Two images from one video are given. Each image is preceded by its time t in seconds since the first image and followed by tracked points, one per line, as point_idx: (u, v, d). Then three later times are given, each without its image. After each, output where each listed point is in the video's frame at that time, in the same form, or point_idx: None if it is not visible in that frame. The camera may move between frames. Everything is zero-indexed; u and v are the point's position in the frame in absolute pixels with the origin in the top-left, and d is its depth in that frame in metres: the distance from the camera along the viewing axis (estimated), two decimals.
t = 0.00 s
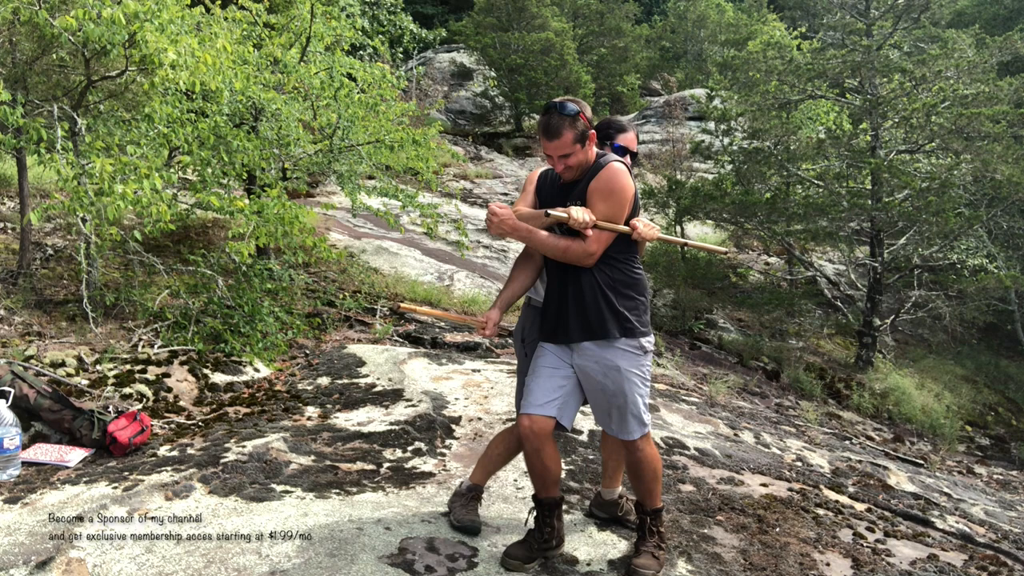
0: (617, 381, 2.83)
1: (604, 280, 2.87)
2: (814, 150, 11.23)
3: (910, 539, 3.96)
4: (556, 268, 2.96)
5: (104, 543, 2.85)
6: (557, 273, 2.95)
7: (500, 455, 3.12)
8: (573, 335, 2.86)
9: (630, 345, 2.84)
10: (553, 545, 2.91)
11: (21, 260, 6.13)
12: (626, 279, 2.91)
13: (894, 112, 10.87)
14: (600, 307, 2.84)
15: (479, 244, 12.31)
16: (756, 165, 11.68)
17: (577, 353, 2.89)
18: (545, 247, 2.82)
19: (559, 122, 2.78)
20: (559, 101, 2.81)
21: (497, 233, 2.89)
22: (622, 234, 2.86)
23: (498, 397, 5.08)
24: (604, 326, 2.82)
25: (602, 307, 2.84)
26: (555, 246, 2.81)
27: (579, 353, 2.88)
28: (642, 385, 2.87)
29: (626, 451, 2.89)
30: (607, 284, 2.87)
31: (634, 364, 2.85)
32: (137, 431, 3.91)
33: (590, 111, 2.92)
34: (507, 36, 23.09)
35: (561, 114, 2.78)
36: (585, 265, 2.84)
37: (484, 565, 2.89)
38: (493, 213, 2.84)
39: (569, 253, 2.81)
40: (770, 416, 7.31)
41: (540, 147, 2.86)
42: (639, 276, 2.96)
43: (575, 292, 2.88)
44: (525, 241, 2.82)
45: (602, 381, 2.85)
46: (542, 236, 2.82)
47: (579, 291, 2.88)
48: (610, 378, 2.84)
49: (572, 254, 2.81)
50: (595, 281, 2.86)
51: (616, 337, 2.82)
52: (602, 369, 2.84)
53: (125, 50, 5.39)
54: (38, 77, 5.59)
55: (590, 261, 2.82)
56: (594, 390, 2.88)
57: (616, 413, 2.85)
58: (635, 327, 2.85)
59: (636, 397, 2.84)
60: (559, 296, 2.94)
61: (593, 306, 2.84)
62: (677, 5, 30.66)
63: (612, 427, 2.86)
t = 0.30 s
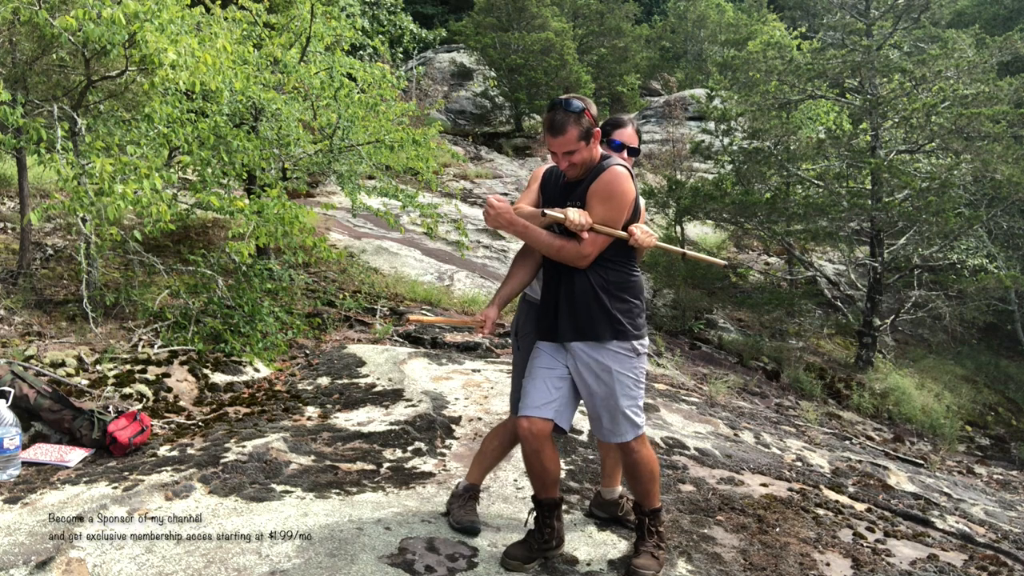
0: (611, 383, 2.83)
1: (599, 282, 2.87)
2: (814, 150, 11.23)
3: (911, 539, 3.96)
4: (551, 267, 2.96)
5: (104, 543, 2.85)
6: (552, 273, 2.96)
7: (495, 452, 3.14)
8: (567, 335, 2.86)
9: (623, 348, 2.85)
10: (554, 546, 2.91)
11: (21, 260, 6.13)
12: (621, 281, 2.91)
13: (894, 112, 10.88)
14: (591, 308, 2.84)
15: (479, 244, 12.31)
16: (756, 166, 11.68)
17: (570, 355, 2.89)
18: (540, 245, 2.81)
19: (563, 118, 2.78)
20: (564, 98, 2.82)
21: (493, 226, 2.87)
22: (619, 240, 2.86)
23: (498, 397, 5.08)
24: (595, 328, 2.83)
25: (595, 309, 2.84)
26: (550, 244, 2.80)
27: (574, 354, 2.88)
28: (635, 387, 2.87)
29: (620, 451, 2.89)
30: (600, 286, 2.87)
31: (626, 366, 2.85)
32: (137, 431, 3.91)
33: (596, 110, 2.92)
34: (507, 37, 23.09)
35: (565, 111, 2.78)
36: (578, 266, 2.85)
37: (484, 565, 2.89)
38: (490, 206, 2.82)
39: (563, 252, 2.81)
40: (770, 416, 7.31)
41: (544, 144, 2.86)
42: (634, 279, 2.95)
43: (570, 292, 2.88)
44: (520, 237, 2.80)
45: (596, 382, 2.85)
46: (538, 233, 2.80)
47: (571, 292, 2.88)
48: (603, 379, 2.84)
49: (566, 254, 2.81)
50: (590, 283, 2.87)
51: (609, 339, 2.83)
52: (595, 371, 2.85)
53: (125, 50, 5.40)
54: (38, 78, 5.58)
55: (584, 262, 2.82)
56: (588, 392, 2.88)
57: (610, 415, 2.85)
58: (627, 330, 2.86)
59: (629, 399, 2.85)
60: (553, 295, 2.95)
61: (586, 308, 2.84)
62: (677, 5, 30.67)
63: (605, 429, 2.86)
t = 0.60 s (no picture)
0: (614, 382, 2.83)
1: (602, 282, 2.87)
2: (814, 150, 11.24)
3: (910, 539, 3.96)
4: (555, 267, 2.97)
5: (104, 543, 2.85)
6: (556, 271, 2.96)
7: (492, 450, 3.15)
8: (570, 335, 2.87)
9: (627, 347, 2.85)
10: (554, 546, 2.91)
11: (21, 260, 6.13)
12: (625, 280, 2.91)
13: (894, 111, 10.88)
14: (595, 309, 2.84)
15: (479, 244, 12.31)
16: (756, 165, 11.68)
17: (573, 354, 2.89)
18: (545, 244, 2.81)
19: (570, 118, 2.78)
20: (571, 97, 2.81)
21: (498, 226, 2.86)
22: (625, 240, 2.86)
23: (498, 397, 5.08)
24: (598, 328, 2.83)
25: (599, 309, 2.84)
26: (555, 244, 2.80)
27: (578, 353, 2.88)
28: (638, 386, 2.87)
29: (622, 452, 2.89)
30: (605, 285, 2.87)
31: (629, 366, 2.86)
32: (137, 431, 3.91)
33: (602, 109, 2.92)
34: (507, 37, 23.08)
35: (572, 110, 2.78)
36: (583, 266, 2.85)
37: (484, 565, 2.89)
38: (496, 206, 2.81)
39: (568, 252, 2.81)
40: (770, 416, 7.31)
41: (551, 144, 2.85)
42: (638, 279, 2.95)
43: (574, 292, 2.88)
44: (525, 237, 2.79)
45: (598, 381, 2.86)
46: (544, 233, 2.79)
47: (575, 292, 2.88)
48: (606, 379, 2.84)
49: (571, 254, 2.81)
50: (594, 282, 2.86)
51: (612, 339, 2.83)
52: (598, 370, 2.85)
53: (125, 50, 5.40)
54: (38, 77, 5.58)
55: (589, 263, 2.82)
56: (591, 392, 2.88)
57: (613, 415, 2.85)
58: (631, 330, 2.85)
59: (631, 398, 2.85)
60: (557, 293, 2.95)
61: (590, 308, 2.85)
62: (677, 5, 30.68)
63: (607, 428, 2.86)
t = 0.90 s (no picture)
0: (617, 382, 2.83)
1: (606, 281, 2.87)
2: (814, 150, 11.24)
3: (911, 539, 3.96)
4: (560, 266, 2.97)
5: (104, 543, 2.85)
6: (560, 270, 2.96)
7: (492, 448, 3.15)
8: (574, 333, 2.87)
9: (630, 347, 2.85)
10: (555, 545, 2.91)
11: (21, 260, 6.12)
12: (629, 279, 2.91)
13: (894, 111, 10.87)
14: (599, 307, 2.84)
15: (479, 244, 12.31)
16: (756, 166, 11.67)
17: (577, 353, 2.89)
18: (550, 244, 2.81)
19: (575, 118, 2.78)
20: (576, 97, 2.81)
21: (502, 225, 2.86)
22: (629, 239, 2.86)
23: (498, 397, 5.08)
24: (602, 326, 2.83)
25: (603, 308, 2.84)
26: (560, 243, 2.80)
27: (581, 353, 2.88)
28: (640, 386, 2.87)
29: (624, 451, 2.89)
30: (609, 284, 2.87)
31: (632, 365, 2.86)
32: (138, 431, 3.91)
33: (606, 109, 2.92)
34: (507, 37, 23.08)
35: (577, 111, 2.78)
36: (588, 265, 2.85)
37: (484, 565, 2.89)
38: (499, 205, 2.80)
39: (572, 250, 2.81)
40: (770, 416, 7.31)
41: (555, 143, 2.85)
42: (642, 277, 2.95)
43: (579, 291, 2.88)
44: (530, 236, 2.80)
45: (601, 380, 2.85)
46: (548, 232, 2.80)
47: (579, 290, 2.88)
48: (609, 378, 2.84)
49: (575, 252, 2.81)
50: (599, 281, 2.86)
51: (616, 338, 2.83)
52: (601, 369, 2.85)
53: (125, 50, 5.40)
54: (38, 77, 5.57)
55: (593, 262, 2.83)
56: (594, 392, 2.88)
57: (616, 414, 2.85)
58: (634, 329, 2.86)
59: (634, 397, 2.85)
60: (560, 291, 2.95)
61: (594, 306, 2.85)
62: (678, 5, 30.68)
63: (610, 428, 2.86)
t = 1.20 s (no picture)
0: (619, 381, 2.84)
1: (609, 280, 2.87)
2: (814, 150, 11.24)
3: (911, 540, 3.96)
4: (563, 265, 2.97)
5: (104, 543, 2.85)
6: (563, 269, 2.96)
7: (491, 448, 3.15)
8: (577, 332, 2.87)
9: (633, 346, 2.85)
10: (555, 545, 2.91)
11: (21, 260, 6.13)
12: (632, 278, 2.91)
13: (894, 111, 10.88)
14: (603, 306, 2.84)
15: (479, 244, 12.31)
16: (756, 165, 11.67)
17: (580, 352, 2.89)
18: (554, 243, 2.81)
19: (579, 117, 2.78)
20: (580, 97, 2.81)
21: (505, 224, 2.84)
22: (632, 238, 2.86)
23: (498, 397, 5.08)
24: (605, 326, 2.83)
25: (606, 308, 2.84)
26: (564, 242, 2.80)
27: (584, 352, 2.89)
28: (643, 385, 2.88)
29: (625, 451, 2.90)
30: (612, 283, 2.87)
31: (635, 364, 2.86)
32: (138, 431, 3.92)
33: (610, 108, 2.92)
34: (507, 37, 23.08)
35: (581, 109, 2.78)
36: (592, 264, 2.85)
37: (483, 565, 2.89)
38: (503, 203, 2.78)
39: (577, 249, 2.81)
40: (770, 416, 7.31)
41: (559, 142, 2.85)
42: (645, 276, 2.95)
43: (582, 290, 2.87)
44: (534, 235, 2.79)
45: (604, 380, 2.85)
46: (553, 231, 2.79)
47: (582, 288, 2.87)
48: (611, 377, 2.84)
49: (580, 251, 2.81)
50: (602, 280, 2.86)
51: (619, 337, 2.84)
52: (603, 368, 2.85)
53: (125, 50, 5.40)
54: (38, 77, 5.57)
55: (597, 261, 2.83)
56: (596, 391, 2.88)
57: (617, 414, 2.85)
58: (637, 328, 2.86)
59: (636, 397, 2.85)
60: (564, 291, 2.95)
61: (597, 305, 2.85)
62: (678, 5, 30.67)
63: (612, 428, 2.87)
